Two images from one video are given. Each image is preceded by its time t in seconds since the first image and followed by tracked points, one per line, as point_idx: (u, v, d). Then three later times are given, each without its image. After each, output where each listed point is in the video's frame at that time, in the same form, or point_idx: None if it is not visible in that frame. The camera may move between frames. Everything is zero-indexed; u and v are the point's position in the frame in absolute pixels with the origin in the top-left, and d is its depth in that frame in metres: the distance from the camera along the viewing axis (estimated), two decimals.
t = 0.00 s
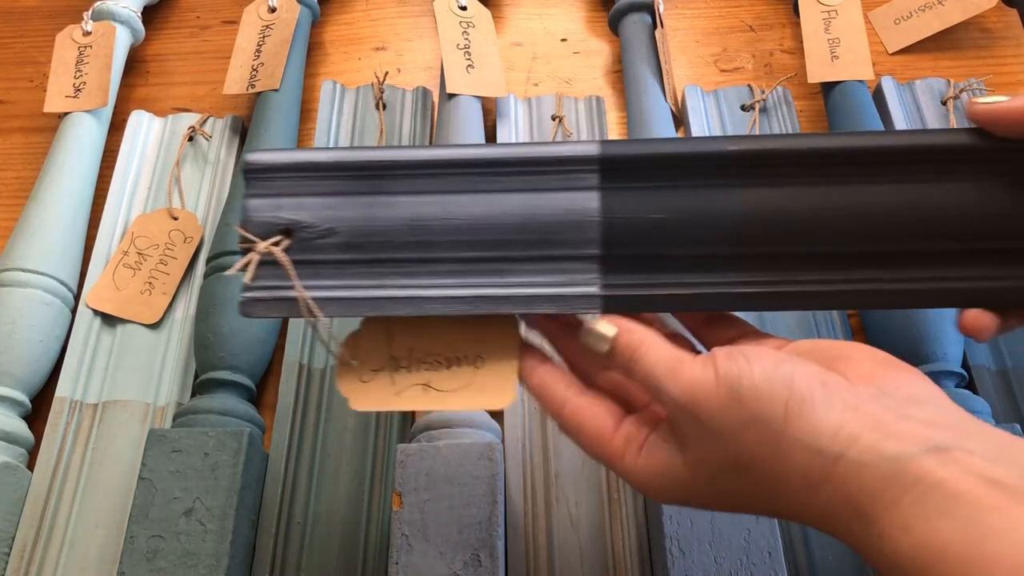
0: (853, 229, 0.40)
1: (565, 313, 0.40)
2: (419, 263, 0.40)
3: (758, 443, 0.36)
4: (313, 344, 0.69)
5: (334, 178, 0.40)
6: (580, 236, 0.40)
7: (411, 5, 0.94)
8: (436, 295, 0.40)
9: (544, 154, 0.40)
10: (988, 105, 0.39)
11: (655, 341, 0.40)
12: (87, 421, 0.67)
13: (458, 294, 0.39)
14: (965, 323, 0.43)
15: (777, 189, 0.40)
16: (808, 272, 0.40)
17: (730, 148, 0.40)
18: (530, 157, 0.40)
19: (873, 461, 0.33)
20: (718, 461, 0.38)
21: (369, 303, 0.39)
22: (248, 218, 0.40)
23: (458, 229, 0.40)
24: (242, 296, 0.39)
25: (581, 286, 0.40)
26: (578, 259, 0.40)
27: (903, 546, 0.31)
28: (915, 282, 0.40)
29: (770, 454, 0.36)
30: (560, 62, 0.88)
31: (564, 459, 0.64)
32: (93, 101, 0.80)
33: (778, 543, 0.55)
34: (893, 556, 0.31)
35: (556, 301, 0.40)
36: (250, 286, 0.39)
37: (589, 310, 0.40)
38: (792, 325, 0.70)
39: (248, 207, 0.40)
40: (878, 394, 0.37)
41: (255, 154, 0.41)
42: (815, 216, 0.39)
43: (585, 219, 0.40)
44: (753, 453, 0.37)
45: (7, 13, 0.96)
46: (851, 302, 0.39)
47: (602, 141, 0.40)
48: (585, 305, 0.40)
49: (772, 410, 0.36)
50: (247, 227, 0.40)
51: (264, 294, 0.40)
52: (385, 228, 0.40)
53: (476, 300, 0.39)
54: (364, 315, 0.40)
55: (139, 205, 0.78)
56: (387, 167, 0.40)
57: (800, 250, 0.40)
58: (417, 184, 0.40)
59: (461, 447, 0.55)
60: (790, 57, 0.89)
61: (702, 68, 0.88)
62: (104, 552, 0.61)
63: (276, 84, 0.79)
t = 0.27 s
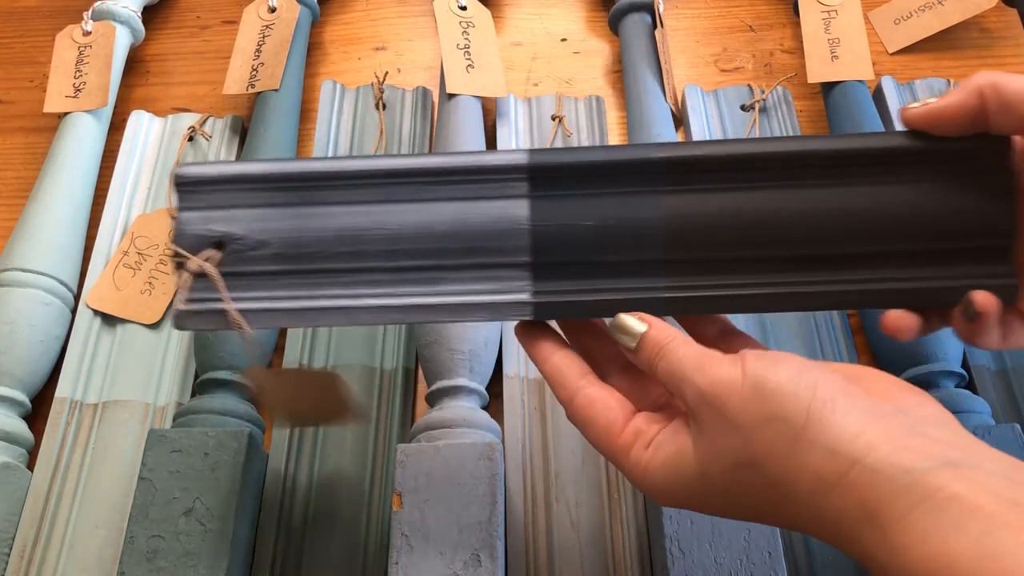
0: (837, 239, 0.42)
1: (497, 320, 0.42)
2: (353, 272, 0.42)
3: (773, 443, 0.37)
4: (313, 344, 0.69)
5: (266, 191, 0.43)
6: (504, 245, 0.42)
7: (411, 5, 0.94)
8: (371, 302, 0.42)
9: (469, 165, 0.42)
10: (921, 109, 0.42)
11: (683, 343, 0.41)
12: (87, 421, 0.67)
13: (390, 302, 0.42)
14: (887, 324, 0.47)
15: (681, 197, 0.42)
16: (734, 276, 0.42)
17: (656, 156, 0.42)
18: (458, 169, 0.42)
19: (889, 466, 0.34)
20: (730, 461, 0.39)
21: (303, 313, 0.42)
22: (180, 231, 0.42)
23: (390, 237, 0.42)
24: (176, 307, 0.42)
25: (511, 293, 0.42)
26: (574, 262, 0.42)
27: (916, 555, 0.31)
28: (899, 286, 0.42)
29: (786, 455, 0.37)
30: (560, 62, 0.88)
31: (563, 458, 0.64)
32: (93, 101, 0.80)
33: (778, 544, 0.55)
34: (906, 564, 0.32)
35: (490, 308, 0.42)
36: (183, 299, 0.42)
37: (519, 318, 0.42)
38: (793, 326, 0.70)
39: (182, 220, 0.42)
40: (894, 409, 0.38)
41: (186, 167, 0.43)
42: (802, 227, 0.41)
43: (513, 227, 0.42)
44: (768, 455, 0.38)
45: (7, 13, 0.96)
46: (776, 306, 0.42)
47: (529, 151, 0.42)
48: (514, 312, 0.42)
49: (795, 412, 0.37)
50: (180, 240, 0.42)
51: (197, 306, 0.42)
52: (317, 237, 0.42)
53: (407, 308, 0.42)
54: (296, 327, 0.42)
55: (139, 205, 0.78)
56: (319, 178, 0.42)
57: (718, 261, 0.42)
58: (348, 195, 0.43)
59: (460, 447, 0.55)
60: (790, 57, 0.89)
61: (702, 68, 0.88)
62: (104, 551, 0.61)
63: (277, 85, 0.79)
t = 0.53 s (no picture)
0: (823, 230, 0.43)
1: (391, 258, 0.43)
2: (249, 203, 0.43)
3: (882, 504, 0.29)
4: (313, 343, 0.70)
5: (166, 117, 0.43)
6: (403, 184, 0.43)
7: (411, 5, 0.94)
8: (266, 235, 0.42)
9: (377, 104, 0.43)
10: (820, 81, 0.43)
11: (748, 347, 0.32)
12: (87, 420, 0.67)
13: (282, 234, 0.42)
14: (773, 291, 0.50)
15: (585, 150, 0.43)
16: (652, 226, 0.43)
17: (558, 108, 0.43)
18: (363, 105, 0.43)
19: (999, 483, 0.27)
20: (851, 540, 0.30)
21: (194, 240, 0.43)
22: (84, 148, 0.42)
23: (285, 170, 0.42)
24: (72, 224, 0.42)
25: (407, 235, 0.43)
26: (566, 245, 0.43)
27: None
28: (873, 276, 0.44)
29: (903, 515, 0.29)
30: (560, 62, 0.88)
31: (563, 458, 0.63)
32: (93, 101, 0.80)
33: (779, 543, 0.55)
34: None
35: (383, 247, 0.43)
36: (75, 217, 0.42)
37: (413, 259, 0.43)
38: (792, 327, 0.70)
39: (84, 138, 0.42)
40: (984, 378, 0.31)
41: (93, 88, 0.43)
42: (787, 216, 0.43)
43: (411, 167, 0.43)
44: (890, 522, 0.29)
45: (6, 13, 0.96)
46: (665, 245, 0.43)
47: (431, 94, 0.43)
48: (409, 252, 0.43)
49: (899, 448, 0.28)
50: (83, 158, 0.42)
51: (89, 226, 0.42)
52: (216, 165, 0.42)
53: (297, 242, 0.42)
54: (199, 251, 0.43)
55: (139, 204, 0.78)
56: (216, 108, 0.43)
57: (617, 198, 0.43)
58: (250, 128, 0.43)
59: (461, 447, 0.55)
60: (790, 57, 0.89)
61: (702, 67, 0.88)
62: (104, 551, 0.61)
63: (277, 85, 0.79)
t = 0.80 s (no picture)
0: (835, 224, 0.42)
1: (333, 302, 0.43)
2: (193, 254, 0.43)
3: (923, 468, 0.34)
4: (313, 343, 0.70)
5: (107, 174, 0.44)
6: (341, 228, 0.43)
7: (411, 5, 0.94)
8: (211, 284, 0.43)
9: (311, 147, 0.43)
10: (755, 95, 0.42)
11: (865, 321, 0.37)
12: (87, 421, 0.67)
13: (226, 285, 0.43)
14: (721, 306, 0.50)
15: (532, 179, 0.43)
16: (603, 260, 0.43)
17: (496, 139, 0.42)
18: (294, 149, 0.43)
19: None
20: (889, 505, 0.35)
21: (137, 296, 0.43)
22: (20, 213, 0.43)
23: (224, 221, 0.43)
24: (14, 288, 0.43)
25: (351, 277, 0.43)
26: (507, 279, 0.43)
27: None
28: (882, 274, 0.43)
29: (939, 478, 0.34)
30: (560, 62, 0.88)
31: (563, 458, 0.63)
32: (93, 100, 0.80)
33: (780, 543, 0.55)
34: None
35: (326, 290, 0.43)
36: (18, 282, 0.43)
37: (357, 303, 0.43)
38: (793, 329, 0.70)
39: (22, 202, 0.43)
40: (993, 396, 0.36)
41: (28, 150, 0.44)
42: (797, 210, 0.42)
43: (351, 210, 0.43)
44: (925, 488, 0.34)
45: (7, 13, 0.96)
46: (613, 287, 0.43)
47: (368, 133, 0.43)
48: (350, 296, 0.43)
49: (952, 414, 0.34)
50: (21, 224, 0.43)
51: (32, 289, 0.43)
52: (154, 220, 0.43)
53: (242, 291, 0.43)
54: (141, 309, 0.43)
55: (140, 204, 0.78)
56: (155, 161, 0.43)
57: (558, 244, 0.43)
58: (187, 177, 0.43)
59: (461, 447, 0.55)
60: (790, 57, 0.89)
61: (702, 68, 0.88)
62: (105, 551, 0.61)
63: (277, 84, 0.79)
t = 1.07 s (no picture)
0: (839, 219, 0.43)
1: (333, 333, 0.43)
2: (187, 290, 0.44)
3: (960, 443, 0.34)
4: (313, 344, 0.70)
5: (99, 211, 0.45)
6: (339, 257, 0.44)
7: (411, 5, 0.94)
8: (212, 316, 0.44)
9: (305, 178, 0.44)
10: (752, 111, 0.44)
11: (910, 299, 0.37)
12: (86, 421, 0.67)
13: (223, 319, 0.44)
14: (732, 323, 0.50)
15: (527, 205, 0.44)
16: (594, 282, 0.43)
17: (490, 165, 0.43)
18: (289, 180, 0.44)
19: None
20: (921, 478, 0.35)
21: (130, 333, 0.44)
22: (7, 254, 0.44)
23: (221, 254, 0.44)
24: None
25: (351, 307, 0.44)
26: (509, 300, 0.43)
27: None
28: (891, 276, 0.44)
29: (977, 456, 0.34)
30: (560, 62, 0.88)
31: (562, 459, 0.63)
32: (93, 100, 0.80)
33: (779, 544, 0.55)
34: None
35: (325, 321, 0.43)
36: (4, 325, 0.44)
37: (358, 332, 0.44)
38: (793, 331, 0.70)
39: (11, 242, 0.44)
40: None
41: (18, 191, 0.45)
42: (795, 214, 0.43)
43: (348, 238, 0.44)
44: (962, 465, 0.34)
45: (6, 13, 0.96)
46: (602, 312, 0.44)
47: (364, 162, 0.44)
48: (352, 326, 0.44)
49: (993, 393, 0.34)
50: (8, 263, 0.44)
51: (19, 332, 0.44)
52: (146, 256, 0.44)
53: (239, 324, 0.43)
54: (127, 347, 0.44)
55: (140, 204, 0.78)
56: (144, 198, 0.45)
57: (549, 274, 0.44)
58: (179, 211, 0.45)
59: (460, 447, 0.55)
60: (790, 57, 0.89)
61: (702, 68, 0.88)
62: (104, 551, 0.61)
63: (276, 84, 0.79)
